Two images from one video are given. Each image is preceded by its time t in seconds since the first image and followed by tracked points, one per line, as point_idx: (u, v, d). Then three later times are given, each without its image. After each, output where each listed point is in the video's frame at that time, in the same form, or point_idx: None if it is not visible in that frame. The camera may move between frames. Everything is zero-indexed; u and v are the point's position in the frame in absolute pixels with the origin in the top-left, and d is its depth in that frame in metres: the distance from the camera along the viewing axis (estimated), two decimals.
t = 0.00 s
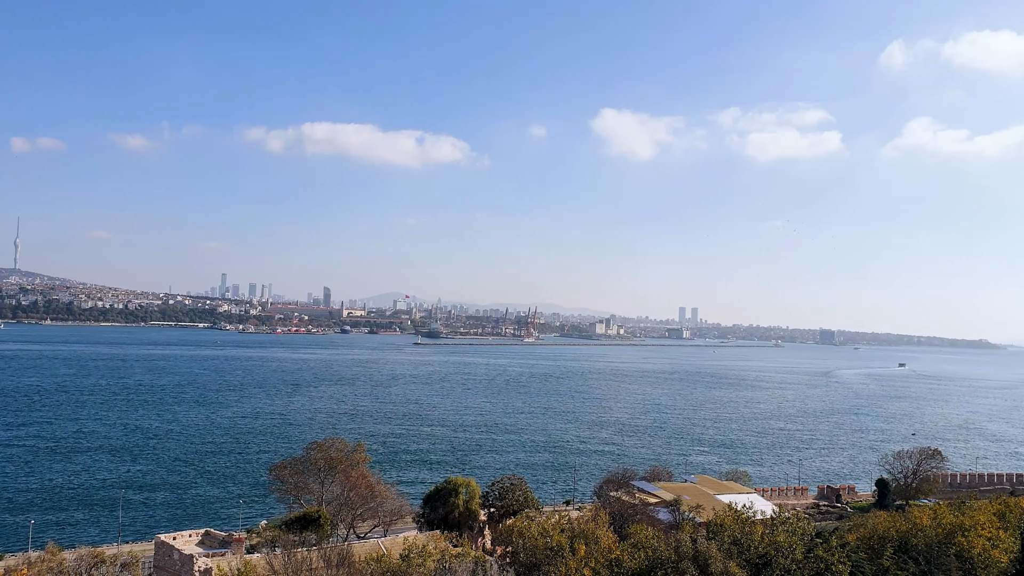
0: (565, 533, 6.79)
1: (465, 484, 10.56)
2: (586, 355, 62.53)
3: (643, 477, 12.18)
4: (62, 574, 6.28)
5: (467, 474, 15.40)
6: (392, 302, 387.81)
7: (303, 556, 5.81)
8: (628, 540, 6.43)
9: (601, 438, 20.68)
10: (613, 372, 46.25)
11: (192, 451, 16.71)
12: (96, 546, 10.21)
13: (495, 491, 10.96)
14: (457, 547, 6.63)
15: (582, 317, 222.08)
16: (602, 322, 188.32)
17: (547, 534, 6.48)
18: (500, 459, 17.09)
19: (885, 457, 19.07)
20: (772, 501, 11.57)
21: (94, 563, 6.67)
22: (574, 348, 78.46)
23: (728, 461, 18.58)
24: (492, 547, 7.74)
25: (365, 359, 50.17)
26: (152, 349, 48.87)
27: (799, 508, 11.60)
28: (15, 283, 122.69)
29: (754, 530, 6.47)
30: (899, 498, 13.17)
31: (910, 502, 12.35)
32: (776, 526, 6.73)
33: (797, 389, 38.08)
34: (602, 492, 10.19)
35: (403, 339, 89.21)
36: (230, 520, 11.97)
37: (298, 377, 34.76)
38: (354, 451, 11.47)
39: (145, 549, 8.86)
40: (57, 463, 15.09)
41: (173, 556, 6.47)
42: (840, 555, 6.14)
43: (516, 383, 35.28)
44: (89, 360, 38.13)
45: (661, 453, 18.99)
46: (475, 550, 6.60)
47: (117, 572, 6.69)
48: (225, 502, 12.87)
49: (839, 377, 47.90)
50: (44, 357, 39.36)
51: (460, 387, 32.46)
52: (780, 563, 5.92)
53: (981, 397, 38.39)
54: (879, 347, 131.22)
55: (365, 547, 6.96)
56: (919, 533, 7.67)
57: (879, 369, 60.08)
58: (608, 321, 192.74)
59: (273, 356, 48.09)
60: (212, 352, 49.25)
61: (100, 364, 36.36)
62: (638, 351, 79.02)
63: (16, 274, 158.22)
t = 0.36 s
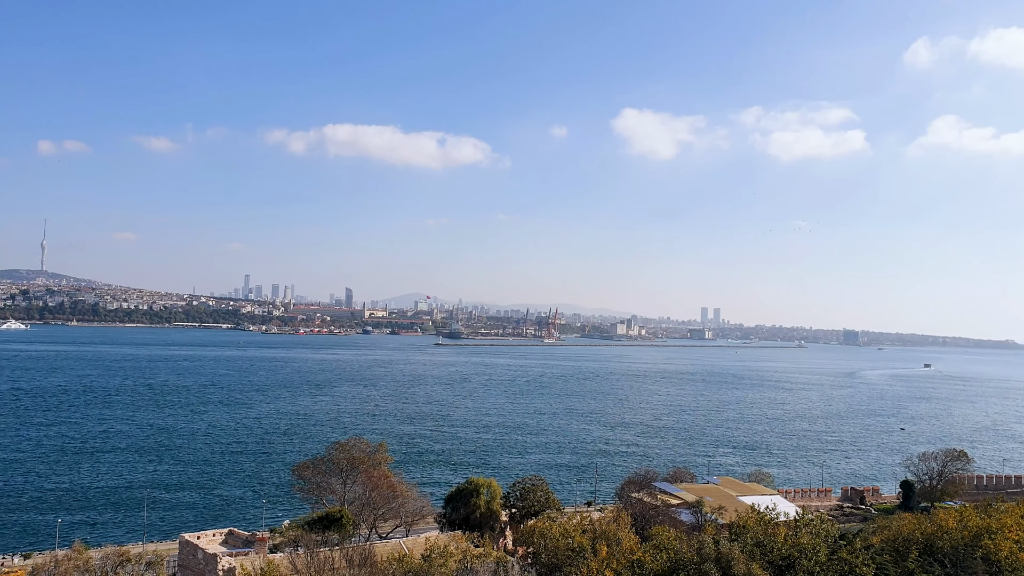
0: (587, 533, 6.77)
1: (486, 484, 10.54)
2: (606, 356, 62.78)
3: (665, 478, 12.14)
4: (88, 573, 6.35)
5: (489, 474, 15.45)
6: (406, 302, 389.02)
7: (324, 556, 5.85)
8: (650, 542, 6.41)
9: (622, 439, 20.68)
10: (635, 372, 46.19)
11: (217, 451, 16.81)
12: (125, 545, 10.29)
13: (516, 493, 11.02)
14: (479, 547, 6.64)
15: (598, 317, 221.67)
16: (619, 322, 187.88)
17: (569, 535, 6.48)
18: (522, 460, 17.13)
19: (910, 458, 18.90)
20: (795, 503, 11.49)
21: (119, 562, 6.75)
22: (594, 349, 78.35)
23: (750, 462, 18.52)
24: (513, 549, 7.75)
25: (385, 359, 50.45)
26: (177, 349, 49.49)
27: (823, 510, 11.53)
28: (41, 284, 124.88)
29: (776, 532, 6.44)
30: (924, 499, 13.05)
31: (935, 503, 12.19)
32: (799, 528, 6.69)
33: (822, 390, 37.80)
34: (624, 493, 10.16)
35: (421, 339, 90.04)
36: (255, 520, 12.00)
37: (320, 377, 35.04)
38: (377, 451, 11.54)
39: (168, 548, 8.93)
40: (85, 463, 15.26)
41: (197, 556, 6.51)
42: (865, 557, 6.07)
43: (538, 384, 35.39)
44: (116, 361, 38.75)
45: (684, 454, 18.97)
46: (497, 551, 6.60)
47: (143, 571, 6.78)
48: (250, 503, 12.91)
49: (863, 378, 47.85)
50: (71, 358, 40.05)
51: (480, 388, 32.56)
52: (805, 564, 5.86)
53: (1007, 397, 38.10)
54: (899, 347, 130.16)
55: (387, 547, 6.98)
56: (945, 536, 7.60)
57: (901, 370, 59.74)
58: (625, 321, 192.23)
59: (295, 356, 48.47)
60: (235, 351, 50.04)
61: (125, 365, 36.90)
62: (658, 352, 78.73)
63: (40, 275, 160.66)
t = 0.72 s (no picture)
0: (599, 534, 6.76)
1: (497, 485, 10.56)
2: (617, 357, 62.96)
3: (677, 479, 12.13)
4: (101, 573, 6.39)
5: (501, 475, 15.48)
6: (414, 302, 389.73)
7: (336, 556, 5.86)
8: (662, 543, 6.41)
9: (635, 439, 20.69)
10: (648, 373, 46.18)
11: (230, 451, 16.88)
12: (142, 545, 10.34)
13: (528, 494, 11.02)
14: (490, 548, 6.64)
15: (607, 317, 221.45)
16: (629, 322, 187.65)
17: (580, 536, 6.48)
18: (535, 460, 17.17)
19: (925, 460, 18.79)
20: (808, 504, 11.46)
21: (132, 561, 6.79)
22: (605, 350, 78.29)
23: (762, 462, 18.48)
24: (524, 549, 7.75)
25: (398, 358, 50.63)
26: (191, 350, 49.90)
27: (835, 511, 11.52)
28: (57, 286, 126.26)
29: (789, 533, 6.43)
30: (938, 501, 12.98)
31: (949, 505, 12.14)
32: (812, 529, 6.67)
33: (835, 390, 37.72)
34: (635, 493, 10.15)
35: (431, 339, 90.53)
36: (269, 522, 12.00)
37: (333, 377, 35.19)
38: (388, 451, 11.58)
39: (181, 548, 8.98)
40: (101, 463, 15.34)
41: (210, 556, 6.54)
42: (878, 558, 6.05)
43: (549, 384, 35.45)
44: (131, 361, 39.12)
45: (696, 455, 18.96)
46: (509, 551, 6.62)
47: (155, 571, 6.81)
48: (264, 504, 12.92)
49: (876, 378, 47.80)
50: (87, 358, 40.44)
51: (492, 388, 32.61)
52: (818, 565, 5.83)
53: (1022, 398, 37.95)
54: (911, 347, 129.76)
55: (399, 548, 6.99)
56: (959, 538, 7.55)
57: (915, 370, 59.65)
58: (635, 321, 191.84)
59: (308, 357, 48.69)
60: (248, 351, 50.47)
61: (140, 365, 37.22)
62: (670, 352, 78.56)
63: (54, 277, 162.07)
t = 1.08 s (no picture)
0: (617, 535, 6.74)
1: (514, 486, 10.56)
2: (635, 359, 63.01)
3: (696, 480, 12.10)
4: (122, 571, 6.43)
5: (520, 475, 15.49)
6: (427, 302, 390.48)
7: (353, 556, 5.87)
8: (680, 545, 6.39)
9: (653, 441, 20.65)
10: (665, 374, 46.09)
11: (248, 451, 16.99)
12: (163, 544, 10.40)
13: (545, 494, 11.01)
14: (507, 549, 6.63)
15: (621, 318, 221.04)
16: (644, 323, 187.25)
17: (597, 538, 6.46)
18: (554, 461, 17.18)
19: (945, 462, 18.64)
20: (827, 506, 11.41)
21: (152, 560, 6.83)
22: (623, 351, 78.16)
23: (782, 464, 18.39)
24: (542, 549, 7.74)
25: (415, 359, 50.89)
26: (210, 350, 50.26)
27: (854, 513, 11.48)
28: (79, 286, 127.69)
29: (807, 535, 6.39)
30: (959, 503, 12.88)
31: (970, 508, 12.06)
32: (831, 531, 6.64)
33: (854, 392, 37.54)
34: (652, 494, 10.12)
35: (447, 339, 90.96)
36: (289, 523, 12.03)
37: (351, 378, 35.31)
38: (406, 452, 11.62)
39: (201, 547, 9.05)
40: (122, 463, 15.45)
41: (229, 555, 6.56)
42: (897, 561, 6.01)
43: (566, 385, 35.49)
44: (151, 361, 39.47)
45: (715, 456, 18.91)
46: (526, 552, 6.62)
47: (175, 570, 6.86)
48: (283, 504, 12.95)
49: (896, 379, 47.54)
50: (108, 358, 40.85)
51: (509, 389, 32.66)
52: (837, 567, 5.79)
53: None
54: (928, 348, 128.88)
55: (416, 548, 7.01)
56: (980, 541, 7.47)
57: (936, 371, 59.30)
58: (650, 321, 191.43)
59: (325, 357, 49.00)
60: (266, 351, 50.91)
61: (160, 365, 37.54)
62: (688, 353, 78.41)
63: (75, 278, 163.71)
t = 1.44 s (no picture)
0: (638, 537, 6.71)
1: (535, 486, 10.57)
2: (657, 360, 62.91)
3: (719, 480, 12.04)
4: (147, 569, 6.49)
5: (542, 475, 15.50)
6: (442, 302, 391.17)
7: (376, 555, 5.89)
8: (703, 546, 6.36)
9: (676, 442, 20.57)
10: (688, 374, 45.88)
11: (270, 450, 17.09)
12: (188, 542, 10.50)
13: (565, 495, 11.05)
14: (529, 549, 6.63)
15: (639, 318, 220.20)
16: (663, 323, 186.41)
17: (620, 539, 6.45)
18: (577, 461, 17.18)
19: (972, 464, 18.40)
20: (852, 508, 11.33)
21: (176, 558, 6.88)
22: (645, 351, 77.76)
23: (807, 465, 18.26)
24: (563, 550, 7.74)
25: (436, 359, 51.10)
26: (234, 350, 50.74)
27: (879, 515, 11.41)
28: (107, 287, 129.60)
29: (831, 536, 6.34)
30: (985, 506, 12.73)
31: (997, 510, 11.93)
32: (856, 533, 6.59)
33: (879, 393, 37.23)
34: (675, 496, 10.08)
35: (467, 339, 91.25)
36: (313, 522, 12.08)
37: (373, 377, 35.46)
38: (428, 451, 11.68)
39: (224, 546, 9.10)
40: (148, 461, 15.63)
41: (252, 554, 6.61)
42: (923, 564, 5.95)
43: (587, 386, 35.45)
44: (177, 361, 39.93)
45: (738, 458, 18.82)
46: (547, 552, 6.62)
47: (199, 568, 6.93)
48: (307, 503, 13.01)
49: (923, 380, 47.00)
50: (134, 358, 41.39)
51: (531, 389, 32.67)
52: (862, 569, 5.74)
53: None
54: (951, 349, 127.63)
55: (438, 548, 7.02)
56: (1009, 544, 7.36)
57: (967, 373, 58.58)
58: (669, 322, 190.51)
59: (347, 357, 49.31)
60: (289, 352, 51.34)
61: (185, 365, 37.98)
62: (711, 354, 77.87)
63: (100, 277, 165.86)
